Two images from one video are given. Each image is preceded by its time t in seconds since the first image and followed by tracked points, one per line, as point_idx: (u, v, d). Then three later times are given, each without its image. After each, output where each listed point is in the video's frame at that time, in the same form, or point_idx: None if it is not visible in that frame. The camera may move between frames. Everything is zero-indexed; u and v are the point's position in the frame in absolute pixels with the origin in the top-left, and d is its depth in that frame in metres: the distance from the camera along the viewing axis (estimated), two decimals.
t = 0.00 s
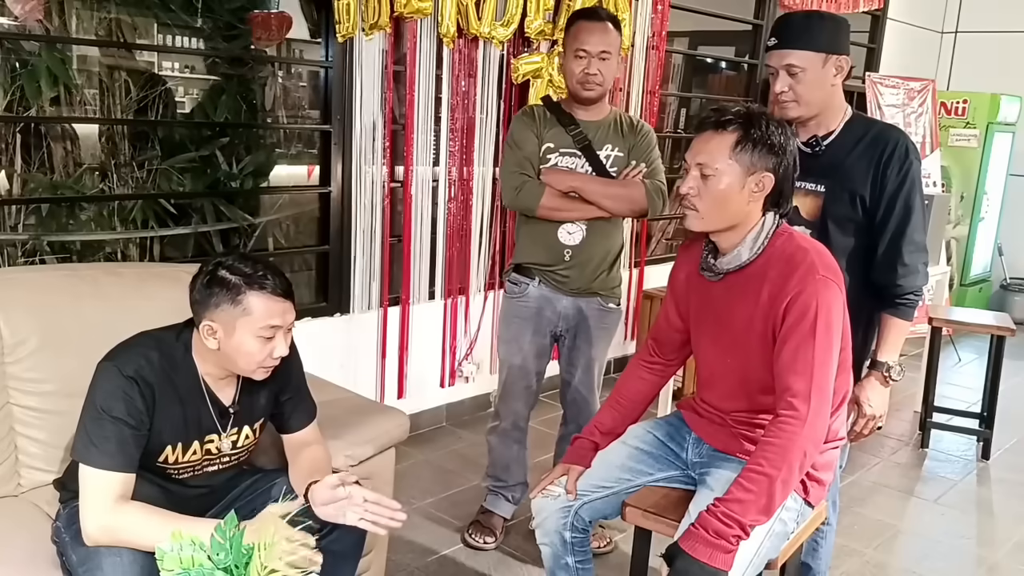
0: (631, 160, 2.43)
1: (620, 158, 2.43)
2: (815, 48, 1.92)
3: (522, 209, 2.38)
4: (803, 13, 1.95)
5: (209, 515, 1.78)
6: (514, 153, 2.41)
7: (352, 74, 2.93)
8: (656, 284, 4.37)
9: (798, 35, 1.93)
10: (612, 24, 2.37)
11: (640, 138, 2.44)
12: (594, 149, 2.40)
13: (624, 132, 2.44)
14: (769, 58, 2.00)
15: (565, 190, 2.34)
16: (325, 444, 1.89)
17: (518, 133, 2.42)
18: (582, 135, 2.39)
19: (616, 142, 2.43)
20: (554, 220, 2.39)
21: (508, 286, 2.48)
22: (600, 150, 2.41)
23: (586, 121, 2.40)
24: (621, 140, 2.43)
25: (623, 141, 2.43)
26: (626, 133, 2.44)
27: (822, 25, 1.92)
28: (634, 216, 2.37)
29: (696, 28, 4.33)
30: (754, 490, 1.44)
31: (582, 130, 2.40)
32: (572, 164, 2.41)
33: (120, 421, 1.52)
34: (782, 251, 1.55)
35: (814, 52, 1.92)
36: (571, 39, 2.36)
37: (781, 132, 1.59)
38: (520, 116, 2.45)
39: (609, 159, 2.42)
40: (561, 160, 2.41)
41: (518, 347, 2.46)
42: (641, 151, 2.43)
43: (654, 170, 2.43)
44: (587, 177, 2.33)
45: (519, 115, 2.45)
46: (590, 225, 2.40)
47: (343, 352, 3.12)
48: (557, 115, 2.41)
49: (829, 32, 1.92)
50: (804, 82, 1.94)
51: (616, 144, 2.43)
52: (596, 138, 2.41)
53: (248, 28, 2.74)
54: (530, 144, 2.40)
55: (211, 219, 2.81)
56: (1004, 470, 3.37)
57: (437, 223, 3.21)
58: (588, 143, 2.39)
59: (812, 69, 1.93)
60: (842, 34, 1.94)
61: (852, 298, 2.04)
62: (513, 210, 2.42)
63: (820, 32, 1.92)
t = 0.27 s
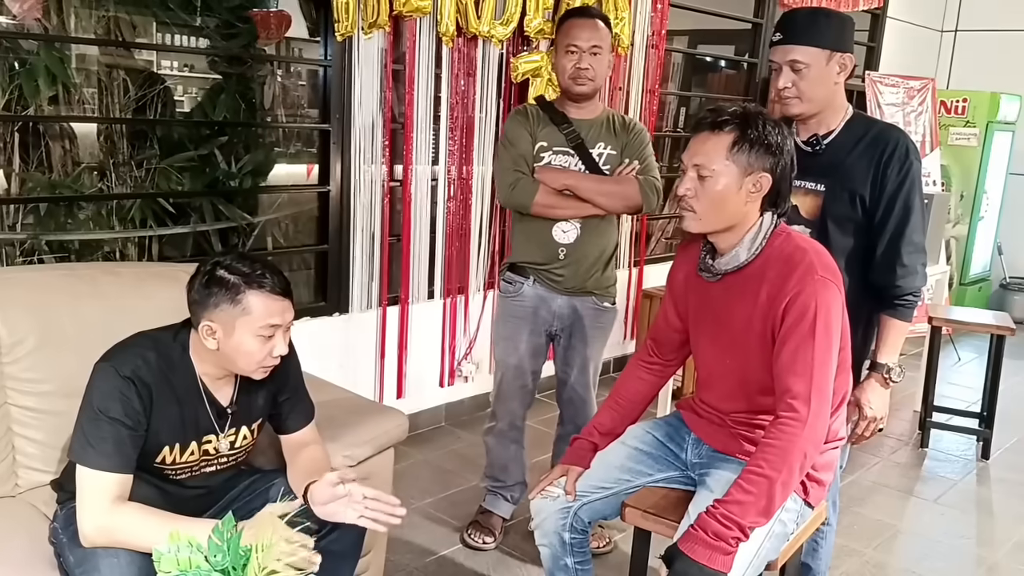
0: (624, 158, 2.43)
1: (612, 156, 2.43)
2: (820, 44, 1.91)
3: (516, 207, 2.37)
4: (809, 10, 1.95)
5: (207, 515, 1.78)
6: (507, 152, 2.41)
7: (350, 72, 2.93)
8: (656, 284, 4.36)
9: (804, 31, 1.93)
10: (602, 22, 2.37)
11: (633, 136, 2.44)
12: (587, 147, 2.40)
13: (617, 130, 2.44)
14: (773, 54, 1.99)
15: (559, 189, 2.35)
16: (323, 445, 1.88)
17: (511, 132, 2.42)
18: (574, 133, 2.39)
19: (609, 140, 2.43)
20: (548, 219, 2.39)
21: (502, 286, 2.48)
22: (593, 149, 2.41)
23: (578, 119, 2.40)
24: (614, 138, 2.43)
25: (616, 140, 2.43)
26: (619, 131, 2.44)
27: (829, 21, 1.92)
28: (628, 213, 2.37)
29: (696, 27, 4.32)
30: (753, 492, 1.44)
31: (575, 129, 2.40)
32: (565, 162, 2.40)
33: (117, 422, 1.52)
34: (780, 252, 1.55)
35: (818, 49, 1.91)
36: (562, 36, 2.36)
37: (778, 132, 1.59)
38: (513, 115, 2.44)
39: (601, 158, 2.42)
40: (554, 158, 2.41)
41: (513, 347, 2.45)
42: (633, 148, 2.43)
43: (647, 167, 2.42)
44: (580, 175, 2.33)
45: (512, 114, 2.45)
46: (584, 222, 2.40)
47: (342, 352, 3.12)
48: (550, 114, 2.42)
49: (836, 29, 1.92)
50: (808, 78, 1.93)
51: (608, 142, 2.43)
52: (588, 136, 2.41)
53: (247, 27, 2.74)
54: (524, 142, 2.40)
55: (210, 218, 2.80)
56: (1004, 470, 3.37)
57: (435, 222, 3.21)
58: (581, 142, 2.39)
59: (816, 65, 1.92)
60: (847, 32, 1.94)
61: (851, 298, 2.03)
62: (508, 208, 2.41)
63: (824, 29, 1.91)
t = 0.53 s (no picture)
0: (617, 155, 2.43)
1: (606, 154, 2.43)
2: (820, 43, 1.91)
3: (512, 202, 2.36)
4: (809, 8, 1.95)
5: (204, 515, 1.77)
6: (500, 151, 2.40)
7: (348, 71, 2.92)
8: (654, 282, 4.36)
9: (805, 29, 1.92)
10: (594, 19, 2.36)
11: (625, 133, 2.44)
12: (580, 145, 2.40)
13: (610, 127, 2.44)
14: (773, 52, 1.99)
15: (553, 187, 2.34)
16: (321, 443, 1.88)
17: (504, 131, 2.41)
18: (567, 131, 2.39)
19: (602, 137, 2.42)
20: (542, 217, 2.39)
21: (496, 284, 2.48)
22: (586, 146, 2.41)
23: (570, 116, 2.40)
24: (607, 136, 2.43)
25: (609, 137, 2.43)
26: (612, 128, 2.44)
27: (829, 19, 1.91)
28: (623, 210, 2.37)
29: (695, 25, 4.32)
30: (752, 492, 1.44)
31: (568, 126, 2.40)
32: (559, 160, 2.40)
33: (115, 421, 1.51)
34: (778, 252, 1.55)
35: (818, 47, 1.91)
36: (553, 34, 2.35)
37: (774, 132, 1.59)
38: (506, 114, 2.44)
39: (594, 155, 2.42)
40: (548, 157, 2.40)
41: (509, 345, 2.45)
42: (626, 144, 2.43)
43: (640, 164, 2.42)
44: (574, 174, 2.33)
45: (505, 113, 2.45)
46: (578, 220, 2.40)
47: (340, 350, 3.11)
48: (543, 112, 2.41)
49: (836, 27, 1.91)
50: (808, 77, 1.93)
51: (601, 140, 2.42)
52: (581, 134, 2.41)
53: (245, 25, 2.73)
54: (518, 140, 2.40)
55: (208, 216, 2.79)
56: (1002, 468, 3.37)
57: (434, 220, 3.20)
58: (574, 140, 2.39)
59: (817, 64, 1.92)
60: (847, 30, 1.93)
61: (849, 296, 2.03)
62: (502, 204, 2.40)
63: (825, 27, 1.91)
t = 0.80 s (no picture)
0: (612, 154, 2.43)
1: (601, 153, 2.43)
2: (820, 43, 1.91)
3: (507, 204, 2.35)
4: (809, 8, 1.94)
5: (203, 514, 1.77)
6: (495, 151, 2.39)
7: (347, 70, 2.92)
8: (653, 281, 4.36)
9: (806, 29, 1.91)
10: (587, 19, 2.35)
11: (619, 132, 2.44)
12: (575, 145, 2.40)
13: (604, 126, 2.44)
14: (772, 52, 1.98)
15: (548, 187, 2.34)
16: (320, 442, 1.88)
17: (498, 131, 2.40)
18: (562, 131, 2.39)
19: (597, 136, 2.42)
20: (538, 217, 2.38)
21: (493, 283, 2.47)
22: (581, 145, 2.41)
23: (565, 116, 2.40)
24: (602, 135, 2.43)
25: (604, 136, 2.43)
26: (606, 127, 2.44)
27: (828, 19, 1.91)
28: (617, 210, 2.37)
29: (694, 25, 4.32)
30: (752, 493, 1.44)
31: (563, 126, 2.39)
32: (554, 160, 2.40)
33: (115, 419, 1.51)
34: (777, 253, 1.54)
35: (818, 48, 1.91)
36: (546, 34, 2.33)
37: (772, 133, 1.58)
38: (501, 114, 2.43)
39: (590, 154, 2.42)
40: (542, 157, 2.40)
41: (507, 344, 2.45)
42: (620, 143, 2.43)
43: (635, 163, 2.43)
44: (569, 173, 2.32)
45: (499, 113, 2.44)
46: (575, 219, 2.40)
47: (339, 350, 3.11)
48: (537, 112, 2.41)
49: (835, 27, 1.91)
50: (808, 77, 1.93)
51: (596, 139, 2.43)
52: (576, 133, 2.41)
53: (245, 24, 2.73)
54: (512, 141, 2.39)
55: (207, 215, 2.78)
56: (1001, 468, 3.37)
57: (433, 220, 3.20)
58: (569, 139, 2.39)
59: (816, 64, 1.91)
60: (846, 30, 1.93)
61: (848, 296, 2.03)
62: (497, 206, 2.39)
63: (825, 27, 1.91)
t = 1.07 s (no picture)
0: (608, 151, 2.42)
1: (596, 150, 2.42)
2: (818, 42, 1.90)
3: (501, 203, 2.36)
4: (808, 6, 1.94)
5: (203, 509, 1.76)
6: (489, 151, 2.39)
7: (345, 69, 2.91)
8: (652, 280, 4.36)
9: (805, 28, 1.91)
10: (580, 16, 2.34)
11: (615, 129, 2.43)
12: (571, 142, 2.39)
13: (600, 123, 2.43)
14: (771, 50, 1.98)
15: (544, 185, 2.33)
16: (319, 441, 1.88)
17: (493, 130, 2.40)
18: (558, 128, 2.38)
19: (592, 133, 2.42)
20: (535, 215, 2.38)
21: (490, 281, 2.46)
22: (577, 143, 2.40)
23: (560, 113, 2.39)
24: (598, 132, 2.42)
25: (599, 133, 2.43)
26: (602, 124, 2.44)
27: (827, 18, 1.91)
28: (613, 208, 2.36)
29: (694, 23, 4.31)
30: (753, 493, 1.43)
31: (558, 124, 2.39)
32: (550, 158, 2.40)
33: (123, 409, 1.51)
34: (777, 253, 1.54)
35: (817, 46, 1.90)
36: (539, 32, 2.33)
37: (771, 132, 1.58)
38: (495, 113, 2.43)
39: (586, 151, 2.41)
40: (538, 154, 2.40)
41: (504, 343, 2.44)
42: (616, 142, 2.43)
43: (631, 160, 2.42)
44: (564, 171, 2.32)
45: (494, 112, 2.44)
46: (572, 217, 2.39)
47: (338, 349, 3.11)
48: (532, 110, 2.40)
49: (834, 26, 1.91)
50: (806, 76, 1.92)
51: (592, 136, 2.42)
52: (571, 130, 2.40)
53: (244, 22, 2.72)
54: (507, 140, 2.39)
55: (206, 214, 2.78)
56: (1001, 467, 3.37)
57: (432, 219, 3.20)
58: (565, 136, 2.38)
59: (814, 62, 1.91)
60: (845, 28, 1.93)
61: (847, 295, 2.03)
62: (493, 205, 2.40)
63: (823, 26, 1.90)
